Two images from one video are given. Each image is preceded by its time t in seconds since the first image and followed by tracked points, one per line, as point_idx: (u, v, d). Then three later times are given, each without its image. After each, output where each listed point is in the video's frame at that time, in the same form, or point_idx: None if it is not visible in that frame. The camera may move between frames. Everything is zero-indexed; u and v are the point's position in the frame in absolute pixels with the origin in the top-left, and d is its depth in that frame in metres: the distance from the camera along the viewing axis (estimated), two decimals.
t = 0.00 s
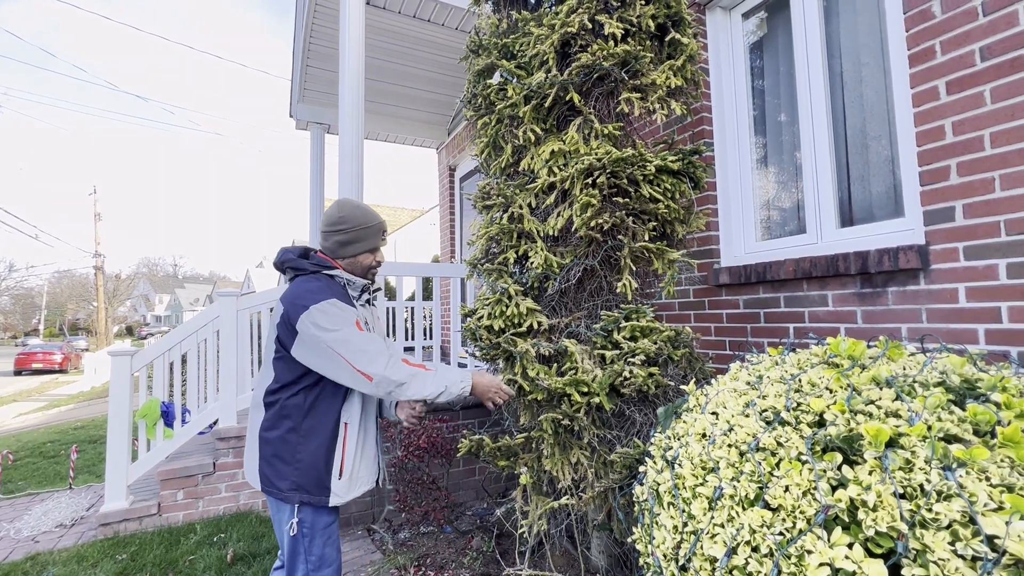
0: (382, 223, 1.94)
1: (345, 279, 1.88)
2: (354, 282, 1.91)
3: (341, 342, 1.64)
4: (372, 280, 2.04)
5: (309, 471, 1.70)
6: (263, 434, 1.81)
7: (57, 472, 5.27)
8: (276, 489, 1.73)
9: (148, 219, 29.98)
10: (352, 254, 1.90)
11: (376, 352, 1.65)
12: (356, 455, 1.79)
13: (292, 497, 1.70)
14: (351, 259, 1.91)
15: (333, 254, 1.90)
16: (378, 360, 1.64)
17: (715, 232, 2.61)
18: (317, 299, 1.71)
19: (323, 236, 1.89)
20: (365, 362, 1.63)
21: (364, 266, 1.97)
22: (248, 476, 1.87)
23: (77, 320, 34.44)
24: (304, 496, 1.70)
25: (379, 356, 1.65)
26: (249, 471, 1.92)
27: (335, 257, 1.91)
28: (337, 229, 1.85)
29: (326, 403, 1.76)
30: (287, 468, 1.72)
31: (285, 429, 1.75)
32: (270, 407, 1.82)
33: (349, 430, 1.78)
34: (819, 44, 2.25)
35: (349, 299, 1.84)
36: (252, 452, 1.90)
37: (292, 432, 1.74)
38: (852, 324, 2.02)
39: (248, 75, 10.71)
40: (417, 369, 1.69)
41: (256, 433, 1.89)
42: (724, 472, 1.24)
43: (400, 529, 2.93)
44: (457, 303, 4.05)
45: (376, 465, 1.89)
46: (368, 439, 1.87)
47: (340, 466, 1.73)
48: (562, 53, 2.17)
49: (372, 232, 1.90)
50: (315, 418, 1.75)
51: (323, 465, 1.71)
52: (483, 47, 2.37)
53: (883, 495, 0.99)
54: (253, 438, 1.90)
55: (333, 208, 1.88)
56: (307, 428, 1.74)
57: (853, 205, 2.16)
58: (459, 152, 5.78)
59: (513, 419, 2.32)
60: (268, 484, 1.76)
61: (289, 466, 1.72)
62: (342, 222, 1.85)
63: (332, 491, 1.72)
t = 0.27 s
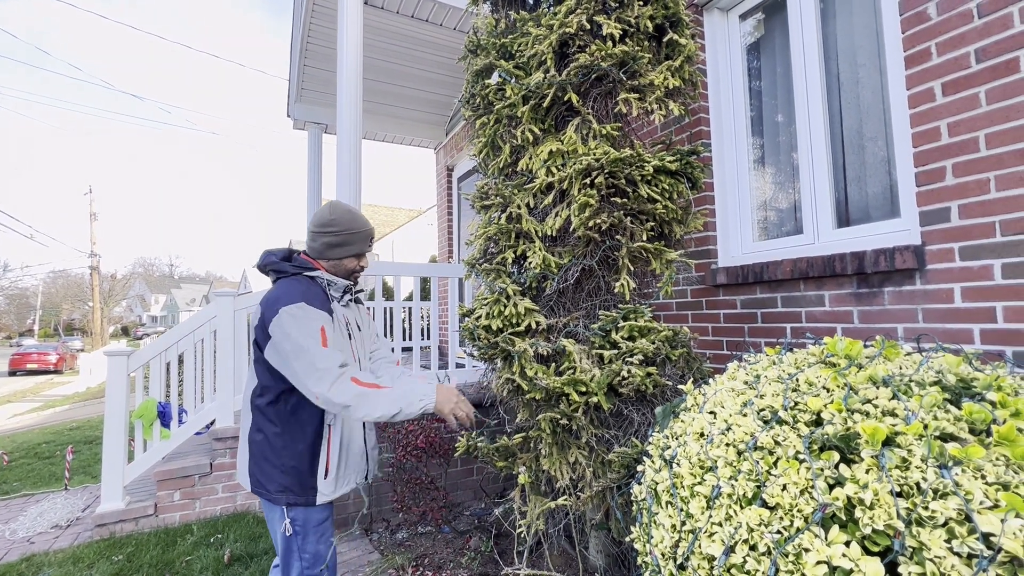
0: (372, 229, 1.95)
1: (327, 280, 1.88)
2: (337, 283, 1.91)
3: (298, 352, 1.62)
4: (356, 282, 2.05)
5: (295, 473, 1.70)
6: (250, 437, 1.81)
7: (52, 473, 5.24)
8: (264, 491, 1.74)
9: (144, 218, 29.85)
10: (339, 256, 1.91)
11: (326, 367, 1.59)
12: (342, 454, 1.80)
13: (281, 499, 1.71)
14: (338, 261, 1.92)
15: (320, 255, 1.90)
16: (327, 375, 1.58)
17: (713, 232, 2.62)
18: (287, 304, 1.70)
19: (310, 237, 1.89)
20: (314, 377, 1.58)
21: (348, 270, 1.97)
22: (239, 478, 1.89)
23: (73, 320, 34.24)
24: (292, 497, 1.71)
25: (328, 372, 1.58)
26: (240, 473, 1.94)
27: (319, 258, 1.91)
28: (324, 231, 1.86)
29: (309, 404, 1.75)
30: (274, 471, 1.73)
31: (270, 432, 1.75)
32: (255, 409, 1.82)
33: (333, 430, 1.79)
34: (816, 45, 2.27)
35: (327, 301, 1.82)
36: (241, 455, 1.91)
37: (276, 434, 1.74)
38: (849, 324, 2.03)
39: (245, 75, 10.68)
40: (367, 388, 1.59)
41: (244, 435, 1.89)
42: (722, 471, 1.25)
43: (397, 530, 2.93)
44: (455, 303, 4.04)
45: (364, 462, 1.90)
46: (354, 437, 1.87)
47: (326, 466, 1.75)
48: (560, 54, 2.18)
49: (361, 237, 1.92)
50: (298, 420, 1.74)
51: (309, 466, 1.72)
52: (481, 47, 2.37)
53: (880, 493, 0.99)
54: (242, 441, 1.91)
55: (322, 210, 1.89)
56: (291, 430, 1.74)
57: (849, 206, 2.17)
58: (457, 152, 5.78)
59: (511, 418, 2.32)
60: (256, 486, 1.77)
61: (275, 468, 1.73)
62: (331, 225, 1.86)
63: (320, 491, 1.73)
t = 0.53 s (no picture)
0: (368, 236, 2.00)
1: (317, 280, 1.88)
2: (323, 283, 1.89)
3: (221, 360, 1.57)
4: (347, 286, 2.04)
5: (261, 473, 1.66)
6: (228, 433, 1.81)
7: (49, 474, 5.22)
8: (234, 488, 1.71)
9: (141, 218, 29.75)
10: (334, 258, 1.90)
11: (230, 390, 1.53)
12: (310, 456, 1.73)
13: (247, 497, 1.67)
14: (332, 262, 1.91)
15: (316, 255, 1.89)
16: (230, 398, 1.53)
17: (711, 233, 2.63)
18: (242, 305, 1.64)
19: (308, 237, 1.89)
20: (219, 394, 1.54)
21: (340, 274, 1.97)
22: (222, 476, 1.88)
23: (69, 321, 34.09)
24: (258, 496, 1.67)
25: (232, 395, 1.53)
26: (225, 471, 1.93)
27: (314, 258, 1.90)
28: (322, 232, 1.87)
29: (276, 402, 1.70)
30: (242, 468, 1.70)
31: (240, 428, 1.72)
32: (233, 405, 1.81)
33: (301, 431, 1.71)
34: (813, 47, 2.28)
35: (298, 301, 1.76)
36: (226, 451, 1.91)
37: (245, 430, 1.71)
38: (846, 325, 2.04)
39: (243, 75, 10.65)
40: (264, 420, 1.53)
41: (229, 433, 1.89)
42: (721, 472, 1.25)
43: (396, 530, 2.93)
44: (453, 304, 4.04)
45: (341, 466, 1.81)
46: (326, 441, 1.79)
47: (291, 467, 1.68)
48: (559, 55, 2.18)
49: (357, 242, 1.94)
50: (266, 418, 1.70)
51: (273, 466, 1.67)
52: (480, 48, 2.37)
53: (878, 493, 1.00)
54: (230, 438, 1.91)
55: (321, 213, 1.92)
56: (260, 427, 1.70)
57: (846, 207, 2.18)
58: (456, 153, 5.78)
59: (510, 419, 2.33)
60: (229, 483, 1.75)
61: (243, 465, 1.70)
62: (330, 226, 1.88)
63: (284, 493, 1.67)
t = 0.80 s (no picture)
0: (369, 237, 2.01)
1: (314, 275, 1.86)
2: (319, 280, 1.86)
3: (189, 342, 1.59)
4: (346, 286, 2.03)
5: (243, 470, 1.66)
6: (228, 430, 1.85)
7: (47, 475, 5.20)
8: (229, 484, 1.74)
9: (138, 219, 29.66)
10: (334, 256, 1.91)
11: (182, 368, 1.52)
12: (291, 453, 1.68)
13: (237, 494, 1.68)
14: (332, 261, 1.92)
15: (315, 254, 1.91)
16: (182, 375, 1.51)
17: (710, 234, 2.64)
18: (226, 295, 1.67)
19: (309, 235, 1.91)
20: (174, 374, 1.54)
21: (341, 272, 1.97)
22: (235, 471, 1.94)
23: (66, 321, 33.96)
24: (244, 494, 1.66)
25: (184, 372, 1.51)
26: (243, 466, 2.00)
27: (315, 256, 1.91)
28: (325, 230, 1.90)
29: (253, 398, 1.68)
30: (233, 464, 1.72)
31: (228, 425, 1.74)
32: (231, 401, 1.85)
33: (279, 429, 1.67)
34: (812, 49, 2.29)
35: (286, 296, 1.74)
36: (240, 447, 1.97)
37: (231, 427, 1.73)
38: (845, 325, 2.05)
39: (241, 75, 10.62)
40: (209, 394, 1.48)
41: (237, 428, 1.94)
42: (721, 472, 1.26)
43: (396, 531, 2.93)
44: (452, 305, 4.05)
45: (329, 463, 1.75)
46: (310, 438, 1.72)
47: (270, 465, 1.65)
48: (559, 56, 2.19)
49: (358, 240, 1.96)
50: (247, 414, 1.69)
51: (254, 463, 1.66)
52: (480, 49, 2.37)
53: (877, 493, 1.01)
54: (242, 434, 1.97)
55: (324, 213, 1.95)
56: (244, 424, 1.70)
57: (845, 208, 2.19)
58: (455, 154, 5.78)
59: (510, 419, 2.33)
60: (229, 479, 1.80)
61: (232, 462, 1.71)
62: (332, 225, 1.90)
63: (263, 492, 1.64)
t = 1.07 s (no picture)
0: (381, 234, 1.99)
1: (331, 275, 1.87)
2: (332, 279, 1.88)
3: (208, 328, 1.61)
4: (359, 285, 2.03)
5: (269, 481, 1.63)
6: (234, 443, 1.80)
7: (44, 476, 5.18)
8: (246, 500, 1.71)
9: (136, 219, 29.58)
10: (348, 255, 1.91)
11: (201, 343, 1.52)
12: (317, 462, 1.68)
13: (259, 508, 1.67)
14: (346, 259, 1.92)
15: (329, 252, 1.89)
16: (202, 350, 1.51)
17: (709, 235, 2.64)
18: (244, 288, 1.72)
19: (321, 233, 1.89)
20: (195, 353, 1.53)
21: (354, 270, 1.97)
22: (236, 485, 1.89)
23: (62, 322, 33.84)
24: (268, 507, 1.65)
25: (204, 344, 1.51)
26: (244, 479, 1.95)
27: (328, 255, 1.90)
28: (338, 228, 1.88)
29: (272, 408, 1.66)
30: (250, 479, 1.69)
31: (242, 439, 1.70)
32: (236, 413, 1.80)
33: (304, 438, 1.66)
34: (809, 49, 2.29)
35: (301, 295, 1.76)
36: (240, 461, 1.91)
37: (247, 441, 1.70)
38: (843, 325, 2.05)
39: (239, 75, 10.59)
40: (228, 348, 1.47)
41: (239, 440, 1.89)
42: (720, 471, 1.26)
43: (395, 532, 2.93)
44: (451, 305, 4.04)
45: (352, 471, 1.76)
46: (332, 446, 1.72)
47: (297, 478, 1.64)
48: (558, 57, 2.19)
49: (371, 238, 1.96)
50: (265, 427, 1.66)
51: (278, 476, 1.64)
52: (479, 49, 2.38)
53: (876, 492, 1.01)
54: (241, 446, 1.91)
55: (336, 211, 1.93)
56: (262, 437, 1.67)
57: (843, 208, 2.19)
58: (453, 154, 5.78)
59: (509, 420, 2.33)
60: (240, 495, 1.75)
61: (250, 477, 1.68)
62: (345, 223, 1.89)
63: (290, 504, 1.63)
